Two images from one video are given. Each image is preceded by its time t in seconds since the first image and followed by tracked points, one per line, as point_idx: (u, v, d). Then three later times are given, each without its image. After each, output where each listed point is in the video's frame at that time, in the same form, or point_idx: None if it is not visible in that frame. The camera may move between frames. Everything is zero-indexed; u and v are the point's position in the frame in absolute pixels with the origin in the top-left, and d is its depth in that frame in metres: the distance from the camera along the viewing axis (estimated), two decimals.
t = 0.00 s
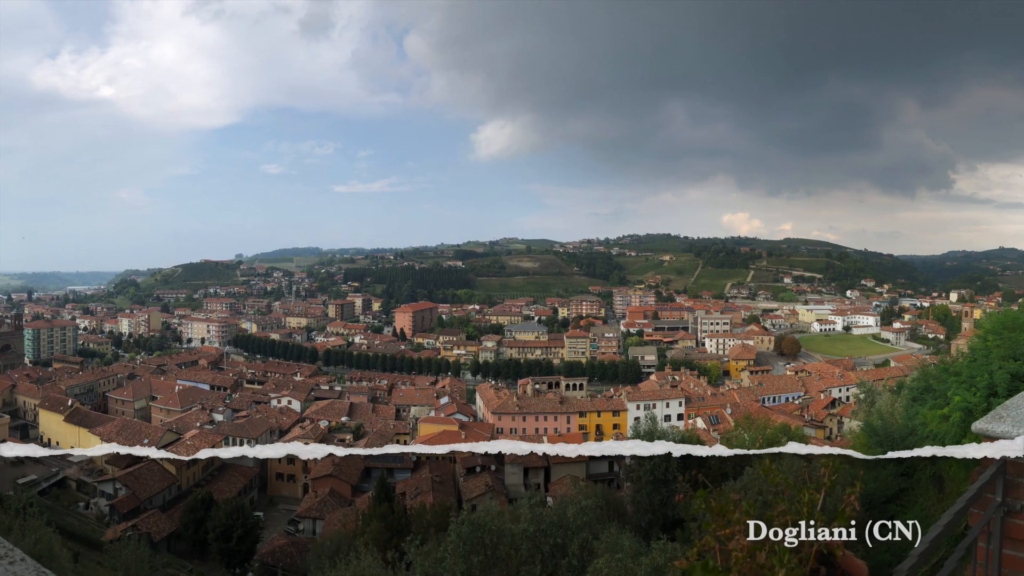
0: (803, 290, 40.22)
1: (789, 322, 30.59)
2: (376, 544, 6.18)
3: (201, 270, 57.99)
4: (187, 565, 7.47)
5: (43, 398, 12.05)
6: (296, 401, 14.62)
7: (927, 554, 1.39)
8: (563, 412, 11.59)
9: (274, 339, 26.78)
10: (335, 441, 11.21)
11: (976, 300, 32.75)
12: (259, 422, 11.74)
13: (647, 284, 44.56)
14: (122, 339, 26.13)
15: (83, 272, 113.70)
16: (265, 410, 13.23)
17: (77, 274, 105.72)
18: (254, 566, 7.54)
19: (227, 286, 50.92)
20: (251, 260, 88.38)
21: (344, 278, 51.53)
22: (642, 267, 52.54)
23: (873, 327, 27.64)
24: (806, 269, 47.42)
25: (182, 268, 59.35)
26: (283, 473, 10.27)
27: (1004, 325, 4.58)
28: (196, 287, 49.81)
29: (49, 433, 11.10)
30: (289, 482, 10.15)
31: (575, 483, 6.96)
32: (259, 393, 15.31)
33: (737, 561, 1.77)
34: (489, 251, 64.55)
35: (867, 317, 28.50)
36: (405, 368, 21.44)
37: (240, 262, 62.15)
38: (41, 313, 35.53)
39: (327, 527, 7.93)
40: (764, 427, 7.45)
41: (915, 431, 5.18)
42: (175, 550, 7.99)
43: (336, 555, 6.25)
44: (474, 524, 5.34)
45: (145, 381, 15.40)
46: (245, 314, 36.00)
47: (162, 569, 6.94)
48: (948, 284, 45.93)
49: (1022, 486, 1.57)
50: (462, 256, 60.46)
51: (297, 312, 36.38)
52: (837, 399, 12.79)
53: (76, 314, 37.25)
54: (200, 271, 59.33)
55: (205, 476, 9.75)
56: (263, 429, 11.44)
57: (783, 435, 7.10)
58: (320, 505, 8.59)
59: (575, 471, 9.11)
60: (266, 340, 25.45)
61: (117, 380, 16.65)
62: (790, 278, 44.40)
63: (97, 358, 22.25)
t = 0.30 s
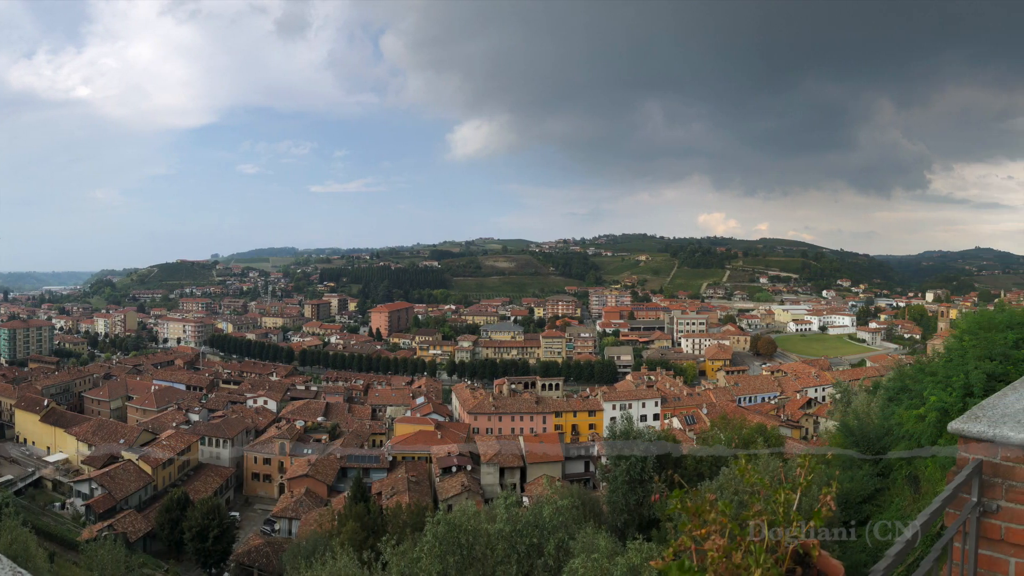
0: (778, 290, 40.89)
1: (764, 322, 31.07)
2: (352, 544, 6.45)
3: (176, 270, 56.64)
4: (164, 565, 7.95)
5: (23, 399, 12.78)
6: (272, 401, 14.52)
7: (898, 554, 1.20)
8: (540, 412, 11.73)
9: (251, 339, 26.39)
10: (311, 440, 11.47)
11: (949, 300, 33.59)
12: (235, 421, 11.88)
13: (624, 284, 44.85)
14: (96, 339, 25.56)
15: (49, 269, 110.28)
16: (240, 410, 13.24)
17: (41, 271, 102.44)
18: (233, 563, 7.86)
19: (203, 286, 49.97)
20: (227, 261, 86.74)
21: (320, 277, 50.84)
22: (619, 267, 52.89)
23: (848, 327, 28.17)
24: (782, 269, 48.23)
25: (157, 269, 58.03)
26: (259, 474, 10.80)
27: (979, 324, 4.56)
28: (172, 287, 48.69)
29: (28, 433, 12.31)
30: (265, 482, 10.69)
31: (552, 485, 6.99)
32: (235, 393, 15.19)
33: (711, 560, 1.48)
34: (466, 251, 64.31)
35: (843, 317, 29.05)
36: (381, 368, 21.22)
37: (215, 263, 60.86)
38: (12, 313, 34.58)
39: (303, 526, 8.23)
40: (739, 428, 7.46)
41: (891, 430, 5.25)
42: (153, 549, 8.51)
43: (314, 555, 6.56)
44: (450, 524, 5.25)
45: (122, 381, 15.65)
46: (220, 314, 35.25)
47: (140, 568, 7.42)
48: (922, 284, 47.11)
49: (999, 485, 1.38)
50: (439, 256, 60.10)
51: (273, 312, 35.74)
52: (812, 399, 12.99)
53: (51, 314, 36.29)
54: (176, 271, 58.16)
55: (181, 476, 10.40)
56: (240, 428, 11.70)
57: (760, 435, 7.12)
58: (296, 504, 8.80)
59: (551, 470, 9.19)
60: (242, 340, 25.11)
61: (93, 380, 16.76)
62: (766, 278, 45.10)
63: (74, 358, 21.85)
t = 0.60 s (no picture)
0: (753, 290, 41.55)
1: (740, 322, 31.54)
2: (327, 544, 6.39)
3: (152, 270, 55.26)
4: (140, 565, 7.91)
5: None
6: (248, 401, 14.24)
7: (877, 556, 1.12)
8: (515, 413, 11.72)
9: (228, 339, 25.90)
10: (287, 441, 11.40)
11: (926, 300, 34.56)
12: (211, 421, 11.91)
13: (599, 284, 45.05)
14: (72, 339, 24.86)
15: (11, 267, 106.62)
16: (216, 410, 13.15)
17: (3, 268, 99.16)
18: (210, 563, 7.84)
19: (180, 286, 48.84)
20: (202, 260, 84.85)
21: (296, 277, 50.02)
22: (595, 267, 53.17)
23: (823, 327, 28.75)
24: (757, 269, 49.06)
25: (133, 268, 56.62)
26: (235, 474, 10.95)
27: (956, 325, 4.64)
28: (149, 287, 47.54)
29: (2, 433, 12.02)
30: (241, 482, 10.86)
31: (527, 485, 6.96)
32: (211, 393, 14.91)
33: (688, 560, 1.31)
34: (441, 251, 63.93)
35: (818, 317, 29.63)
36: (357, 368, 20.95)
37: (191, 262, 59.50)
38: None
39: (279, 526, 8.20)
40: (714, 428, 7.52)
41: (867, 430, 5.32)
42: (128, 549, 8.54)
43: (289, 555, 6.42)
44: (426, 524, 5.19)
45: (98, 380, 15.33)
46: (196, 314, 34.48)
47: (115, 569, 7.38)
48: (898, 285, 48.39)
49: (974, 484, 1.33)
50: (415, 255, 59.64)
51: (249, 312, 35.06)
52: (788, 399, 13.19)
53: (24, 314, 35.13)
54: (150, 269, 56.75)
55: (157, 476, 10.45)
56: (216, 428, 11.64)
57: (735, 436, 7.19)
58: (272, 504, 8.78)
59: (527, 470, 9.19)
60: (218, 340, 24.63)
61: (69, 380, 16.34)
62: (741, 278, 45.81)
63: (47, 359, 21.22)
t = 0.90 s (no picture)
0: (728, 290, 42.20)
1: (716, 321, 31.97)
2: (302, 544, 6.29)
3: (129, 270, 53.96)
4: (115, 565, 7.71)
5: None
6: (224, 401, 13.95)
7: (855, 557, 1.07)
8: (491, 413, 11.65)
9: (205, 339, 25.38)
10: (262, 441, 11.17)
11: (902, 300, 35.44)
12: (188, 421, 11.65)
13: (575, 284, 45.27)
14: (48, 339, 24.27)
15: None
16: (192, 410, 12.84)
17: None
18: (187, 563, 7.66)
19: (155, 286, 47.67)
20: (175, 260, 82.98)
21: (272, 277, 49.15)
22: (571, 267, 53.44)
23: (799, 327, 29.34)
24: (733, 269, 49.86)
25: (106, 268, 55.17)
26: (211, 473, 10.69)
27: (932, 325, 4.72)
28: (126, 287, 46.44)
29: None
30: (217, 482, 10.60)
31: (504, 485, 6.91)
32: (186, 393, 14.57)
33: (663, 561, 1.22)
34: (417, 251, 63.51)
35: (794, 317, 30.20)
36: (332, 368, 20.65)
37: (167, 262, 58.16)
38: None
39: (255, 527, 8.03)
40: (690, 429, 7.54)
41: (843, 430, 5.38)
42: (104, 548, 8.30)
43: (265, 555, 6.39)
44: (401, 524, 5.10)
45: (74, 381, 14.92)
46: (173, 314, 33.72)
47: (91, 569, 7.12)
48: (874, 284, 49.53)
49: (951, 485, 1.31)
50: (391, 256, 59.15)
51: (224, 312, 34.32)
52: (763, 399, 13.39)
53: None
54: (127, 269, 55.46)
55: (132, 476, 10.17)
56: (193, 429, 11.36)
57: (711, 436, 7.26)
58: (247, 504, 8.62)
59: (502, 470, 9.10)
60: (195, 340, 24.05)
61: (45, 380, 15.84)
62: (717, 278, 46.49)
63: (22, 359, 20.58)
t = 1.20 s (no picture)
0: (705, 290, 42.79)
1: (691, 321, 32.36)
2: (279, 545, 6.17)
3: (104, 269, 52.53)
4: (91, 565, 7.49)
5: None
6: (200, 401, 13.64)
7: (830, 556, 1.03)
8: (467, 413, 11.57)
9: (182, 340, 24.80)
10: (238, 441, 10.91)
11: (877, 300, 36.30)
12: (164, 421, 11.36)
13: (551, 284, 45.37)
14: (24, 338, 23.56)
15: None
16: (168, 410, 12.51)
17: None
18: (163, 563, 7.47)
19: (131, 286, 46.45)
20: (147, 259, 80.87)
21: (247, 277, 48.18)
22: (547, 267, 53.56)
23: (775, 326, 29.91)
24: (710, 269, 50.61)
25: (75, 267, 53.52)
26: (187, 473, 10.46)
27: (908, 325, 4.79)
28: (101, 286, 45.11)
29: None
30: (193, 482, 10.41)
31: (480, 486, 6.83)
32: (162, 393, 14.20)
33: (639, 561, 1.15)
34: (393, 250, 62.96)
35: (770, 317, 30.75)
36: (307, 368, 20.30)
37: (143, 261, 56.75)
38: None
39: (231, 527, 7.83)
40: (666, 430, 7.54)
41: (819, 430, 5.44)
42: (80, 549, 8.05)
43: (240, 556, 6.25)
44: (377, 524, 5.04)
45: (51, 380, 14.47)
46: (150, 314, 32.89)
47: (67, 569, 6.86)
48: (850, 284, 50.67)
49: (925, 485, 1.29)
50: (367, 256, 58.52)
51: (201, 312, 33.55)
52: (739, 399, 13.58)
53: None
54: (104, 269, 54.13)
55: (108, 476, 9.88)
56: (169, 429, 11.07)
57: (686, 436, 7.31)
58: (223, 504, 8.42)
59: (478, 470, 9.03)
60: (171, 340, 23.45)
61: (19, 380, 15.33)
62: (693, 278, 47.10)
63: None
